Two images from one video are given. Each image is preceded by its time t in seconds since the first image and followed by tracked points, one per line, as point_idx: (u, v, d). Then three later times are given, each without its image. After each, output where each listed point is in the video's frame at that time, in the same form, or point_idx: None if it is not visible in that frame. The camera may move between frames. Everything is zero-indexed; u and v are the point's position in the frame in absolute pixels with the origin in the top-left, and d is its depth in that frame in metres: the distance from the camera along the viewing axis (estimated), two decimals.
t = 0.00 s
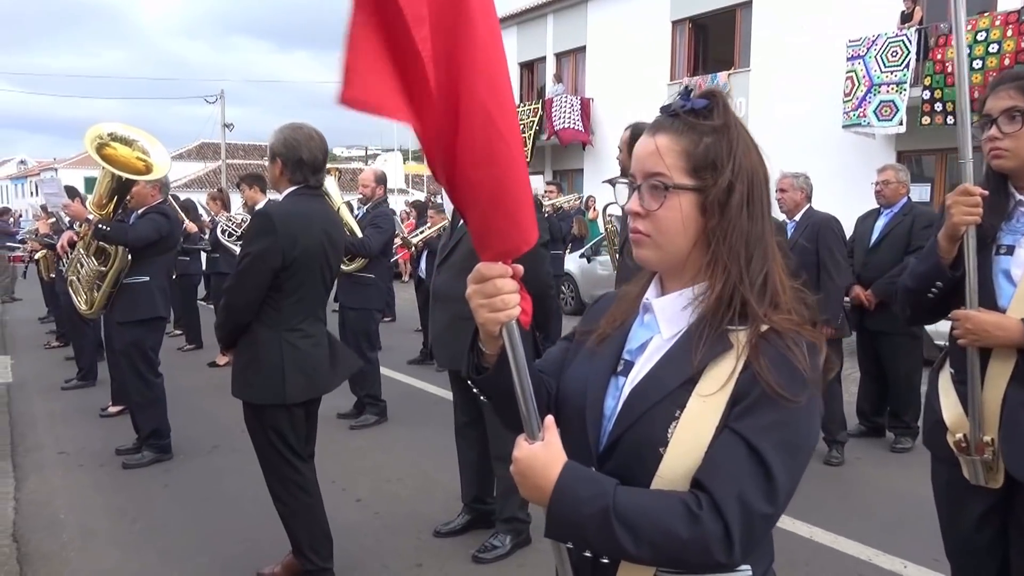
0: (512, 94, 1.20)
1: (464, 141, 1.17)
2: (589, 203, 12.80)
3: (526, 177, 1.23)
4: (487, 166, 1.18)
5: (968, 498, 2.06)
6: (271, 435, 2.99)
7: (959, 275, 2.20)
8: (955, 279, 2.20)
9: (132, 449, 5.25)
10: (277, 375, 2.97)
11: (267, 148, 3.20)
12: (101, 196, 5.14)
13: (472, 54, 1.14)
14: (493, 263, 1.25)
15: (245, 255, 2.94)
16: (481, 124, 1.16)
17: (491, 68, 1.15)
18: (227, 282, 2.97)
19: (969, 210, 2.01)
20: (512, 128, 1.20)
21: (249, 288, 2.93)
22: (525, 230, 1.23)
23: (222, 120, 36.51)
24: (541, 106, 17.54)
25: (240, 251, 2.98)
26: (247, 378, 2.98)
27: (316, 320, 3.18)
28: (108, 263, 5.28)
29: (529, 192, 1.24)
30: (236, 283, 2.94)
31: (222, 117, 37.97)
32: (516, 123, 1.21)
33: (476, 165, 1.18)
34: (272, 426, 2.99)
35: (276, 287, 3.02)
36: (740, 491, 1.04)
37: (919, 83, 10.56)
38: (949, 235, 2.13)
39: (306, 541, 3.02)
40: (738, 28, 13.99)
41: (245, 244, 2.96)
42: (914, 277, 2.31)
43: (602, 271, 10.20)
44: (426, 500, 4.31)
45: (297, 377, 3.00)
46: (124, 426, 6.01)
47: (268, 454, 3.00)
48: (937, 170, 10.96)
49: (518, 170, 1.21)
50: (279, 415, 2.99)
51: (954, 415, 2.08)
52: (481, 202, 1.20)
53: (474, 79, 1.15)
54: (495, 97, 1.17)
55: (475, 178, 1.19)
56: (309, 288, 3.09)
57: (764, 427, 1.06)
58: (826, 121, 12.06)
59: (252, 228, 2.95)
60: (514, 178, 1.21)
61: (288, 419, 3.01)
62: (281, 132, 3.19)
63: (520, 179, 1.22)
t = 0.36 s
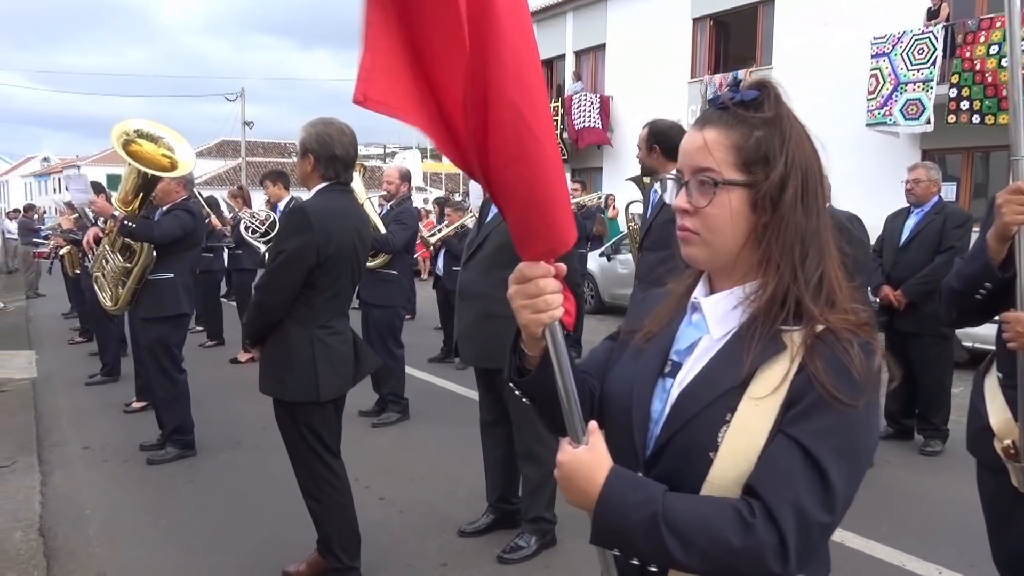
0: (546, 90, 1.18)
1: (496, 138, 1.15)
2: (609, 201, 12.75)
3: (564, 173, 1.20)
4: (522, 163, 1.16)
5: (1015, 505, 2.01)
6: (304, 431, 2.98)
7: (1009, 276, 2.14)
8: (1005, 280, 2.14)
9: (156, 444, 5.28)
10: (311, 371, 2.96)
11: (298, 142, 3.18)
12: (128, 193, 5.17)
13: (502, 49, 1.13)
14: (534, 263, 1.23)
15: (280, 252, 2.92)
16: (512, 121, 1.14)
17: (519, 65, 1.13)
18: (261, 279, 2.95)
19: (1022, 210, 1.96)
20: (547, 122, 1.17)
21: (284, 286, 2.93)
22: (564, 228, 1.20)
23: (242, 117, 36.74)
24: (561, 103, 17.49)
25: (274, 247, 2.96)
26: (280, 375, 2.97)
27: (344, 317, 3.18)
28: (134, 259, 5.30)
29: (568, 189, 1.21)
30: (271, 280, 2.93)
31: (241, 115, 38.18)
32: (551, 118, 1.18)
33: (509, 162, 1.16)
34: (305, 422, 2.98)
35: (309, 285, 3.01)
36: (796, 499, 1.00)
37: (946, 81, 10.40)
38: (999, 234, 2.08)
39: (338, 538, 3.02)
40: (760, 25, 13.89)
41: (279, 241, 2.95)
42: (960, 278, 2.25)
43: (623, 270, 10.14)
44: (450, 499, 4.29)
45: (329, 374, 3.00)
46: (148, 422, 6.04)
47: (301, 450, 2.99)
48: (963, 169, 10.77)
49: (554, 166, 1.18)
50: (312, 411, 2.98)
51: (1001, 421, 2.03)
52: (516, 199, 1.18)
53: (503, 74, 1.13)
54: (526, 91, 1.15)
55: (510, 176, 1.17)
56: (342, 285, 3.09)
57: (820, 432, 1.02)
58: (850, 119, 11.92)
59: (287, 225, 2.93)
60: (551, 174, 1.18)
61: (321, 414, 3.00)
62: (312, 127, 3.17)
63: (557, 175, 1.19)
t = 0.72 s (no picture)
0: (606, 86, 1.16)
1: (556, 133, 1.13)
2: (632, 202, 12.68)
3: (620, 173, 1.18)
4: (580, 160, 1.14)
5: None
6: (339, 433, 2.98)
7: None
8: None
9: (183, 445, 5.31)
10: (346, 374, 2.97)
11: (327, 142, 3.15)
12: (155, 195, 5.19)
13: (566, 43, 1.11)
14: (585, 264, 1.21)
15: (321, 256, 2.91)
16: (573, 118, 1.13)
17: (585, 58, 1.12)
18: (300, 283, 2.94)
19: None
20: (606, 120, 1.15)
21: (326, 290, 2.93)
22: (618, 228, 1.19)
23: (265, 120, 37.01)
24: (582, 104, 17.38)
25: (312, 251, 2.94)
26: (317, 380, 2.96)
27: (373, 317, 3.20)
28: (162, 260, 5.33)
29: (624, 189, 1.19)
30: (311, 284, 2.92)
31: (264, 118, 38.50)
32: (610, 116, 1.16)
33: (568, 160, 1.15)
34: (342, 425, 2.98)
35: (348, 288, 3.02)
36: (853, 508, 0.97)
37: (976, 78, 10.23)
38: None
39: (373, 541, 3.01)
40: (784, 23, 13.82)
41: (319, 245, 2.93)
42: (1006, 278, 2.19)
43: (646, 271, 10.09)
44: (475, 502, 4.27)
45: (365, 377, 3.01)
46: (175, 423, 6.08)
47: (335, 452, 2.99)
48: (994, 168, 10.59)
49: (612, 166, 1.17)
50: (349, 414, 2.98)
51: None
52: (572, 198, 1.17)
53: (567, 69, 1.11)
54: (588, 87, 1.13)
55: (566, 172, 1.15)
56: (377, 288, 3.11)
57: (879, 439, 0.98)
58: (876, 118, 11.76)
59: (327, 228, 2.92)
60: (608, 173, 1.16)
61: (357, 417, 3.00)
62: (342, 127, 3.15)
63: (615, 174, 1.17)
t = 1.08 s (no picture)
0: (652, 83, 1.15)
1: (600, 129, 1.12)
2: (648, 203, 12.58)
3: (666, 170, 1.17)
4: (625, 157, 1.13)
5: None
6: (363, 434, 2.98)
7: None
8: None
9: (201, 445, 5.32)
10: (371, 374, 2.97)
11: (350, 141, 3.15)
12: (174, 196, 5.23)
13: (612, 38, 1.10)
14: (628, 262, 1.19)
15: (351, 255, 2.92)
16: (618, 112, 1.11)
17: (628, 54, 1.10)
18: (330, 283, 2.93)
19: None
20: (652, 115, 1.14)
21: (356, 289, 2.93)
22: (663, 227, 1.17)
23: (280, 121, 37.16)
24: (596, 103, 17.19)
25: (341, 250, 2.95)
26: (342, 381, 2.96)
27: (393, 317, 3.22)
28: (180, 261, 5.35)
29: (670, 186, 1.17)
30: (341, 284, 2.92)
31: (278, 119, 38.65)
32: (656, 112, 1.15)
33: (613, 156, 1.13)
34: (367, 426, 2.97)
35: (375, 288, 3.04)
36: (903, 513, 0.96)
37: (997, 76, 10.08)
38: None
39: (396, 543, 3.00)
40: (800, 22, 13.75)
41: (349, 244, 2.94)
42: None
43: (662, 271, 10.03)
44: (494, 503, 4.24)
45: (390, 377, 3.02)
46: (193, 423, 6.10)
47: (359, 452, 2.98)
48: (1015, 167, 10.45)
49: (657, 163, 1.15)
50: (376, 415, 2.98)
51: None
52: (616, 194, 1.15)
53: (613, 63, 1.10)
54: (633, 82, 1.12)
55: (610, 169, 1.14)
56: (401, 289, 3.14)
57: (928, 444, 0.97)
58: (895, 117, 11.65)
59: (359, 227, 2.94)
60: (653, 170, 1.15)
61: (381, 417, 3.00)
62: (367, 126, 3.15)
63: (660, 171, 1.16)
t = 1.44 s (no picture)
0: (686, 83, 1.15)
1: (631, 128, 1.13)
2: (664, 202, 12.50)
3: (700, 169, 1.17)
4: (658, 155, 1.13)
5: None
6: (388, 435, 2.99)
7: None
8: None
9: (219, 443, 5.35)
10: (397, 374, 2.97)
11: (384, 139, 3.14)
12: (193, 195, 5.25)
13: (644, 38, 1.11)
14: (664, 261, 1.19)
15: (387, 256, 2.95)
16: (650, 110, 1.12)
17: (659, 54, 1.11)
18: (364, 283, 2.94)
19: None
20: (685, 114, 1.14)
21: (390, 290, 2.94)
22: (699, 225, 1.16)
23: (295, 120, 37.25)
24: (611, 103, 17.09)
25: (375, 252, 2.98)
26: (368, 382, 2.96)
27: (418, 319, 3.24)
28: (199, 260, 5.37)
29: (704, 184, 1.17)
30: (375, 284, 2.93)
31: (293, 119, 38.77)
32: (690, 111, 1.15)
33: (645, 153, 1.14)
34: (395, 427, 2.98)
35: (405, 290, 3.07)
36: (946, 517, 0.97)
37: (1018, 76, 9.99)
38: None
39: (420, 543, 3.01)
40: (818, 21, 13.63)
41: (384, 245, 2.98)
42: None
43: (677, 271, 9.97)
44: (511, 504, 4.23)
45: (416, 377, 3.04)
46: (211, 421, 6.13)
47: (383, 452, 2.99)
48: None
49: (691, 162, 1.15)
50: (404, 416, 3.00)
51: None
52: (650, 192, 1.15)
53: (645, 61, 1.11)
54: (666, 81, 1.12)
55: (643, 168, 1.14)
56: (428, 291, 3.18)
57: (972, 446, 0.98)
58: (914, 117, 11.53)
59: (395, 228, 2.98)
60: (687, 168, 1.15)
61: (409, 417, 3.02)
62: (401, 125, 3.15)
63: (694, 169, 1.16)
